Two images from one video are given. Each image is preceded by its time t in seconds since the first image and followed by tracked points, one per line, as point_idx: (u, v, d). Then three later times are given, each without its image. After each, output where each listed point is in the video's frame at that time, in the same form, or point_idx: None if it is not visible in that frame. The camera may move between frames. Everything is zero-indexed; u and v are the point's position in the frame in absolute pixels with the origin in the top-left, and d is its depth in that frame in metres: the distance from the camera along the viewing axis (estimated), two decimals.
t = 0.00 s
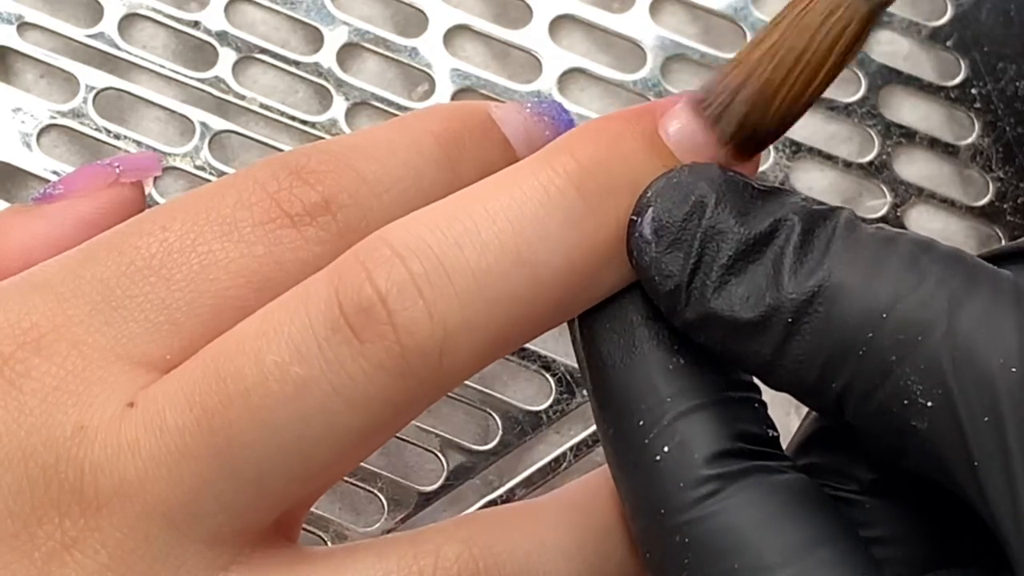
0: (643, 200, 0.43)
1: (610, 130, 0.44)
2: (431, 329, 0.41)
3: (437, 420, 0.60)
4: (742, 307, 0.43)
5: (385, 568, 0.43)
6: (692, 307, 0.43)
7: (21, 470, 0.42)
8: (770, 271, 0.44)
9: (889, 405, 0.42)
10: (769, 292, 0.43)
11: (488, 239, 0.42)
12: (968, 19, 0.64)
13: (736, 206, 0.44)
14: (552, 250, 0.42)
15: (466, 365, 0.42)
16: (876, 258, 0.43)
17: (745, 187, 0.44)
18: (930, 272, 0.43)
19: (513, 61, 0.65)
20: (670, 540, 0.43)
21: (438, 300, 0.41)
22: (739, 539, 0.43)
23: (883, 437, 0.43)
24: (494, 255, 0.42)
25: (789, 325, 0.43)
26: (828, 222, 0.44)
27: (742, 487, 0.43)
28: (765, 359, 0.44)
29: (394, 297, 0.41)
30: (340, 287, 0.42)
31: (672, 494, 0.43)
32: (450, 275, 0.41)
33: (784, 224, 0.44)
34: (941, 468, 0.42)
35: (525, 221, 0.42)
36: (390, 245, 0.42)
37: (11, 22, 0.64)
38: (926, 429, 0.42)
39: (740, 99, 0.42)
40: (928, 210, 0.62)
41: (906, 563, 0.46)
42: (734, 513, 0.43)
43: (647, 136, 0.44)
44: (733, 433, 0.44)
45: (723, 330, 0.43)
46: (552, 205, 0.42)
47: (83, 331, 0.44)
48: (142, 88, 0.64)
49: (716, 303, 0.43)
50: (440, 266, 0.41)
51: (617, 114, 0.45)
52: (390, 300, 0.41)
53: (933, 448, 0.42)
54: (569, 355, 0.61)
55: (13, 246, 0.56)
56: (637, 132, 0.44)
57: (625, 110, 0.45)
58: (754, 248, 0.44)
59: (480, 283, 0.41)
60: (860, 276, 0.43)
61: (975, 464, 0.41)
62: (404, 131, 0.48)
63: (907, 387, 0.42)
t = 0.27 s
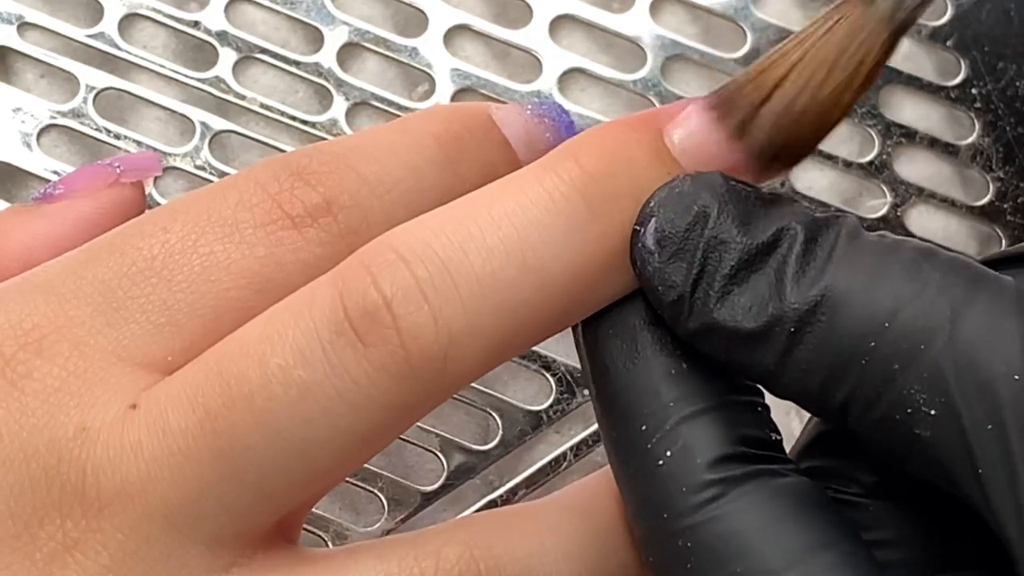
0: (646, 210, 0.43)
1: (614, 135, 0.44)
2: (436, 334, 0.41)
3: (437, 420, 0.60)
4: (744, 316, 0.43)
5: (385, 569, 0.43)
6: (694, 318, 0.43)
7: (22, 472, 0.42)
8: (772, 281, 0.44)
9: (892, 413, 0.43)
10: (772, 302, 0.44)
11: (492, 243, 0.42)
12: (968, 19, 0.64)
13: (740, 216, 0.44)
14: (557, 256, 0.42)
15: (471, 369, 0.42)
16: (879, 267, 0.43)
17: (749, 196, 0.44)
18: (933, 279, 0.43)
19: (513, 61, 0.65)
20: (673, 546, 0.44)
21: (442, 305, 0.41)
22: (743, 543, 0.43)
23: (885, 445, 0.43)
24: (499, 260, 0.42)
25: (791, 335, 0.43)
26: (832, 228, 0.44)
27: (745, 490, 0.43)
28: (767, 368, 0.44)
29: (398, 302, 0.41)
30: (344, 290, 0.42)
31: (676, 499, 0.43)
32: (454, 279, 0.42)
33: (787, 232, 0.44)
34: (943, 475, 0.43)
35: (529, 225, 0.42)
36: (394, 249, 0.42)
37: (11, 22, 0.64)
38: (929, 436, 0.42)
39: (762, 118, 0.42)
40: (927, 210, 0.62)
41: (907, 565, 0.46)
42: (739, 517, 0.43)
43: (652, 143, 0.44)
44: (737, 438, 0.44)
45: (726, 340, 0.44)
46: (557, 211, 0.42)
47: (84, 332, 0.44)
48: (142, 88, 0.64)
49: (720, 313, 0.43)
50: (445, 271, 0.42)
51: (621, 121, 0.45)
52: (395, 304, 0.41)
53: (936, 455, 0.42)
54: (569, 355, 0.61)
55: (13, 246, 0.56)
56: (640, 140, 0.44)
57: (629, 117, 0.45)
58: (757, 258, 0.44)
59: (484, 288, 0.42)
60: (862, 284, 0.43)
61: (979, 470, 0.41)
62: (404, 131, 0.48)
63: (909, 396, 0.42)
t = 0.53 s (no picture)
0: (663, 270, 0.43)
1: (642, 169, 0.44)
2: (452, 369, 0.42)
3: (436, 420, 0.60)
4: (748, 399, 0.42)
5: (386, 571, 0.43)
6: (704, 389, 0.43)
7: (24, 477, 0.42)
8: (779, 365, 0.42)
9: (886, 511, 0.41)
10: (775, 392, 0.42)
11: (509, 280, 0.42)
12: (968, 18, 0.64)
13: (751, 292, 0.43)
14: (576, 296, 0.42)
15: (484, 400, 0.43)
16: (882, 357, 0.41)
17: (763, 265, 0.43)
18: (934, 380, 0.41)
19: (513, 61, 0.65)
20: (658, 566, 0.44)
21: (461, 344, 0.42)
22: None
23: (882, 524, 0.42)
24: (517, 298, 0.42)
25: (791, 429, 0.42)
26: (845, 302, 0.43)
27: (733, 520, 0.43)
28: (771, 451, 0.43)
29: (418, 337, 0.42)
30: (365, 318, 0.42)
31: (658, 522, 0.44)
32: (472, 316, 0.42)
33: (799, 312, 0.43)
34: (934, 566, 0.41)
35: (547, 259, 0.42)
36: (415, 279, 0.42)
37: (11, 22, 0.64)
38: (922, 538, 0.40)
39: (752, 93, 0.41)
40: (928, 210, 0.62)
41: None
42: (729, 542, 0.43)
43: (682, 177, 0.43)
44: (728, 467, 0.44)
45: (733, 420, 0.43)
46: (580, 251, 0.42)
47: (85, 334, 0.44)
48: (142, 88, 0.64)
49: (725, 394, 0.43)
50: (464, 308, 0.42)
51: (653, 149, 0.44)
52: (414, 339, 0.42)
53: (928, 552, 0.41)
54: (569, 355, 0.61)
55: (13, 246, 0.56)
56: (669, 175, 0.43)
57: (669, 137, 0.44)
58: (766, 339, 0.43)
59: (499, 328, 0.42)
60: (869, 373, 0.41)
61: None
62: (405, 133, 0.48)
63: (902, 501, 0.40)
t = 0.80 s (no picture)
0: (668, 267, 0.43)
1: (644, 172, 0.43)
2: (452, 372, 0.42)
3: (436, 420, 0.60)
4: (751, 400, 0.42)
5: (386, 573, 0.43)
6: (707, 388, 0.43)
7: (24, 478, 0.42)
8: (784, 364, 0.43)
9: (888, 515, 0.41)
10: (779, 391, 0.42)
11: (511, 282, 0.42)
12: (968, 18, 0.64)
13: (757, 291, 0.43)
14: (576, 299, 0.42)
15: (484, 403, 0.43)
16: (888, 360, 0.41)
17: (769, 265, 0.43)
18: (938, 384, 0.41)
19: (513, 61, 0.65)
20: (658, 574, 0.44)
21: (460, 347, 0.42)
22: None
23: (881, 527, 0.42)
24: (517, 300, 0.42)
25: (794, 431, 0.42)
26: (850, 302, 0.43)
27: (736, 534, 0.44)
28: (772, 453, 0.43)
29: (417, 339, 0.42)
30: (365, 320, 0.42)
31: (661, 535, 0.44)
32: (472, 319, 0.42)
33: (805, 311, 0.43)
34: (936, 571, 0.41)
35: (549, 262, 0.42)
36: (415, 281, 0.42)
37: (11, 22, 0.64)
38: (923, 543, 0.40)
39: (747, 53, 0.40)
40: (928, 211, 0.62)
41: None
42: (729, 555, 0.43)
43: (685, 182, 0.43)
44: (733, 477, 0.44)
45: (736, 419, 0.43)
46: (581, 254, 0.42)
47: (85, 336, 0.44)
48: (142, 89, 0.64)
49: (729, 393, 0.43)
50: (465, 310, 0.42)
51: (657, 153, 0.44)
52: (413, 341, 0.42)
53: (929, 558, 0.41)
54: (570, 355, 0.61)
55: (13, 247, 0.56)
56: (673, 181, 0.43)
57: (673, 141, 0.44)
58: (770, 338, 0.43)
59: (499, 331, 0.42)
60: (875, 378, 0.41)
61: None
62: (406, 134, 0.48)
63: (904, 503, 0.40)
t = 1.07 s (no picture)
0: (666, 260, 0.43)
1: (641, 167, 0.43)
2: (447, 367, 0.42)
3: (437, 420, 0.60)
4: (751, 393, 0.42)
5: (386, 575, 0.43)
6: (704, 379, 0.43)
7: (24, 478, 0.42)
8: (783, 357, 0.43)
9: (886, 511, 0.42)
10: (778, 383, 0.42)
11: (506, 276, 0.42)
12: (968, 19, 0.64)
13: (757, 281, 0.43)
14: (572, 292, 0.42)
15: (481, 399, 0.42)
16: (888, 354, 0.42)
17: (770, 256, 0.43)
18: (938, 379, 0.41)
19: (513, 61, 0.65)
20: None
21: (455, 341, 0.42)
22: None
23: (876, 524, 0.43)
24: (512, 295, 0.42)
25: (794, 423, 0.42)
26: (849, 297, 0.43)
27: (735, 545, 0.44)
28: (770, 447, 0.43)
29: (412, 333, 0.42)
30: (361, 315, 0.42)
31: (661, 545, 0.44)
32: (468, 313, 0.42)
33: (805, 303, 0.43)
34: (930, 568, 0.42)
35: (544, 255, 0.42)
36: (411, 276, 0.42)
37: (11, 22, 0.64)
38: (920, 539, 0.41)
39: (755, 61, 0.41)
40: (928, 211, 0.62)
41: None
42: (729, 568, 0.44)
43: (680, 176, 0.43)
44: (733, 488, 0.44)
45: (733, 412, 0.43)
46: (576, 247, 0.42)
47: (85, 336, 0.44)
48: (142, 89, 0.64)
49: (728, 384, 0.43)
50: (460, 305, 0.42)
51: (653, 149, 0.44)
52: (409, 335, 0.42)
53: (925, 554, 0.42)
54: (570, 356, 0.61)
55: (13, 248, 0.56)
56: (669, 175, 0.43)
57: (668, 139, 0.44)
58: (769, 330, 0.43)
59: (494, 325, 0.42)
60: (878, 371, 0.42)
61: None
62: (406, 135, 0.48)
63: (903, 499, 0.41)
